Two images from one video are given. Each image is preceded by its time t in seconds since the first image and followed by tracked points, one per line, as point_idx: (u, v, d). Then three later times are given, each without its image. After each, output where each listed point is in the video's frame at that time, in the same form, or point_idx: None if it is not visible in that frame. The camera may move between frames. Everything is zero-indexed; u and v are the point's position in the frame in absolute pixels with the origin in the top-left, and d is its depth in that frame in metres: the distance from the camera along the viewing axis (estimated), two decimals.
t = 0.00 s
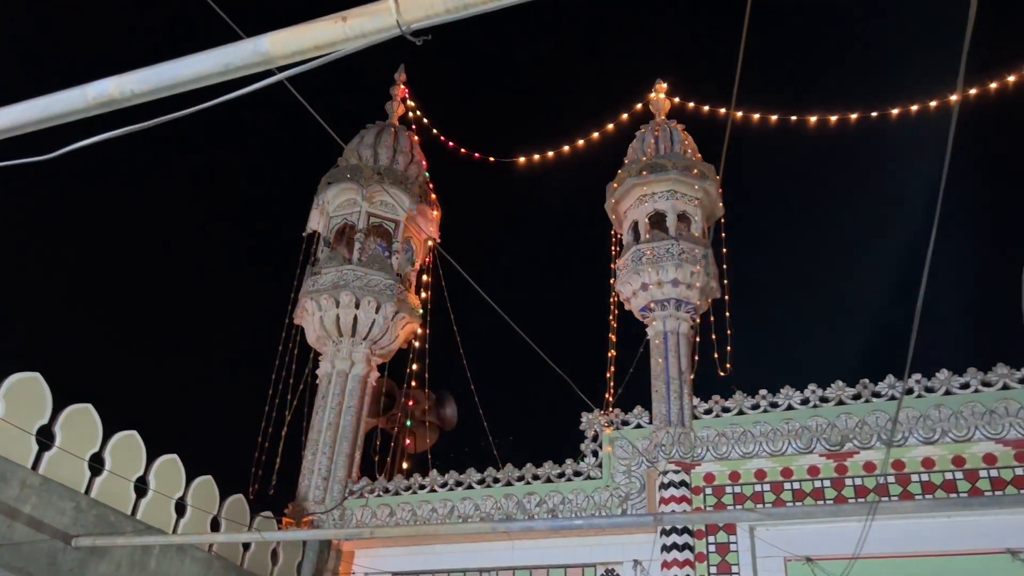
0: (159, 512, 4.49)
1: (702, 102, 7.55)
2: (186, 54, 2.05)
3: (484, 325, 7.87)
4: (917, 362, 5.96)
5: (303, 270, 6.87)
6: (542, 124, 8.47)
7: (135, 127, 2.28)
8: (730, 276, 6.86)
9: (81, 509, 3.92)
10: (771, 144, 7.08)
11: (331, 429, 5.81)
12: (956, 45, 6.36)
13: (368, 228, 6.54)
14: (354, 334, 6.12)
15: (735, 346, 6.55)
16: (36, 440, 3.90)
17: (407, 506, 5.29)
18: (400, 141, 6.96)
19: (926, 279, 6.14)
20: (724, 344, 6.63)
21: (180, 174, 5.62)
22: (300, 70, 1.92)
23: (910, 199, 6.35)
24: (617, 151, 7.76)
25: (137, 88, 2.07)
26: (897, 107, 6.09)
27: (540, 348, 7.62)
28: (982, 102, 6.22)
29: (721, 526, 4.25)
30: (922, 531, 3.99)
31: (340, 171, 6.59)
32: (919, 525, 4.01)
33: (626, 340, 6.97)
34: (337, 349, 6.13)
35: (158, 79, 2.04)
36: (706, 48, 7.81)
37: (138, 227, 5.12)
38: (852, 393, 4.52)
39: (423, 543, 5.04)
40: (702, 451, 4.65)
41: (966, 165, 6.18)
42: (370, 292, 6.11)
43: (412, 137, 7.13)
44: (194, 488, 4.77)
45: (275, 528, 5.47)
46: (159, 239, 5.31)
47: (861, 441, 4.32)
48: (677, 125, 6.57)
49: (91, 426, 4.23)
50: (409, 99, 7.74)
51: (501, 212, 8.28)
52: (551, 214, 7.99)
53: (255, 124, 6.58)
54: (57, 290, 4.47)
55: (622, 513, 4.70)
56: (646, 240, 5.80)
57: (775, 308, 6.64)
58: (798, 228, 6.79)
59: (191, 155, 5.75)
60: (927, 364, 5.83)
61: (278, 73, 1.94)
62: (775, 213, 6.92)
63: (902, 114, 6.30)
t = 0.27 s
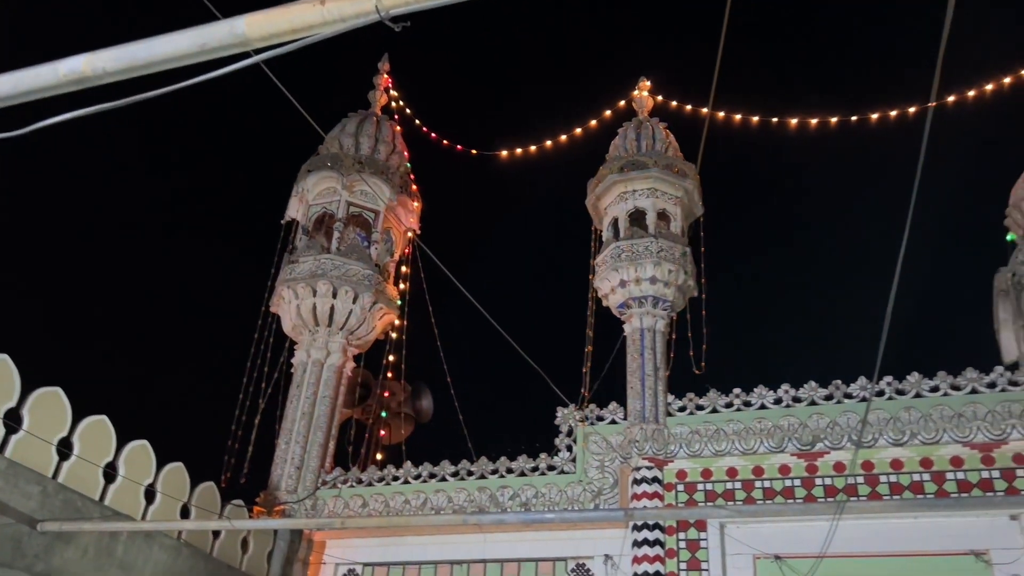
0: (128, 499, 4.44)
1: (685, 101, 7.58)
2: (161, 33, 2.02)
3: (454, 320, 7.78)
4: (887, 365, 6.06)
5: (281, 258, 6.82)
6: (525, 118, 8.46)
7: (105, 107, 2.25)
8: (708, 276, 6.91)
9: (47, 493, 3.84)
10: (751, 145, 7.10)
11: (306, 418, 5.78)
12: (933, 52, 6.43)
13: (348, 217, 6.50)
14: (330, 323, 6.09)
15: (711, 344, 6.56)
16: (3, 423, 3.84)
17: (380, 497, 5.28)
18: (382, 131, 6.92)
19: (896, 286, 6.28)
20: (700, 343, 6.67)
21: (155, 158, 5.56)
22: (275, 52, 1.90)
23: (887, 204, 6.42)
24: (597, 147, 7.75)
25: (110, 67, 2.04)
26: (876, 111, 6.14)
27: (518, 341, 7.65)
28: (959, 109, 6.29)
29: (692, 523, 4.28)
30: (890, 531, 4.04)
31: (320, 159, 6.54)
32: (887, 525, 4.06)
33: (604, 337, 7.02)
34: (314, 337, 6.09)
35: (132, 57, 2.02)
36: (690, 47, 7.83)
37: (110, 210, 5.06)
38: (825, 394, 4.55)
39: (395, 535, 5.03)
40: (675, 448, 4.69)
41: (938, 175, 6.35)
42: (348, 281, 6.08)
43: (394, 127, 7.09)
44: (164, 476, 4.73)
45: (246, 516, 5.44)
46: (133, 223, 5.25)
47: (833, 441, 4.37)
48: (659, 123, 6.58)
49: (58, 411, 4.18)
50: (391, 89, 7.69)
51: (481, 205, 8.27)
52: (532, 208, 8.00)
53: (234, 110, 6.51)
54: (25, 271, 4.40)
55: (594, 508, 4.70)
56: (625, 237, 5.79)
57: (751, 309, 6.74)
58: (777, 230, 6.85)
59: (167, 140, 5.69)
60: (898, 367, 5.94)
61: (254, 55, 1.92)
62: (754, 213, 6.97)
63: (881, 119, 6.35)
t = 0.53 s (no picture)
0: (87, 482, 4.37)
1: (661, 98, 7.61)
2: (128, 9, 2.00)
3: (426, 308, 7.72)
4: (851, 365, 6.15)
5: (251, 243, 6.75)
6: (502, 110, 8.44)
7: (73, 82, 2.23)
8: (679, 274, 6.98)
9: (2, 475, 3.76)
10: (725, 144, 7.15)
11: (272, 405, 5.73)
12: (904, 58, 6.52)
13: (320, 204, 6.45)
14: (299, 310, 6.04)
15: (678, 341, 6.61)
16: None
17: (345, 486, 5.25)
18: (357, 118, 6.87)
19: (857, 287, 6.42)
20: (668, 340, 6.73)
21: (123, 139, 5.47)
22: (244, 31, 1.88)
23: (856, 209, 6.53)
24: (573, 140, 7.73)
25: (72, 39, 2.02)
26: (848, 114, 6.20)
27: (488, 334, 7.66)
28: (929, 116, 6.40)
29: (655, 517, 4.32)
30: (849, 529, 4.10)
31: (293, 145, 6.48)
32: (845, 523, 4.12)
33: (574, 331, 7.05)
34: (282, 324, 6.04)
35: (98, 32, 2.00)
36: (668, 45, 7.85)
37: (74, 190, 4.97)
38: (790, 392, 4.60)
39: (359, 524, 5.01)
40: (642, 443, 4.70)
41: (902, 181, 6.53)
42: (318, 268, 6.03)
43: (369, 115, 7.04)
44: (125, 460, 4.67)
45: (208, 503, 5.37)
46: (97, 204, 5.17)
47: (796, 440, 4.42)
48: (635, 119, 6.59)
49: (19, 393, 4.08)
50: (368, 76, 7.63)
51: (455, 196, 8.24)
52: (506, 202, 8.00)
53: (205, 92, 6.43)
54: None
55: (559, 501, 4.74)
56: (598, 233, 5.77)
57: (719, 308, 6.81)
58: (748, 231, 6.94)
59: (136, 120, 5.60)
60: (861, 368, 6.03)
61: (223, 34, 1.90)
62: (726, 212, 7.02)
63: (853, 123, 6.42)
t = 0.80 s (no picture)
0: (40, 463, 4.30)
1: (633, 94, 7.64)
2: None
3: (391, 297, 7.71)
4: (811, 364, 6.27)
5: (215, 225, 6.65)
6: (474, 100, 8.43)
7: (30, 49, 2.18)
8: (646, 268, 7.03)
9: None
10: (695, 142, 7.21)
11: (232, 390, 5.67)
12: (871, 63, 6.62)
13: (287, 189, 6.39)
14: (263, 295, 5.97)
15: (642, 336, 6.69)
16: None
17: (305, 473, 5.22)
18: (328, 102, 6.80)
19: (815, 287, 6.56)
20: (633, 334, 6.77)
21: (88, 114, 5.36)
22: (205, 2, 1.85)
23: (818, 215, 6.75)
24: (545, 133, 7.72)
25: (29, 5, 1.99)
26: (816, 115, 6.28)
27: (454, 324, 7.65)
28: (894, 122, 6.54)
29: (614, 509, 4.35)
30: (803, 524, 4.17)
31: (261, 127, 6.41)
32: (800, 518, 4.19)
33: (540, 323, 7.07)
34: (245, 309, 5.97)
35: None
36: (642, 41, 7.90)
37: (36, 165, 4.86)
38: (750, 388, 4.68)
39: (319, 511, 4.98)
40: (603, 435, 4.72)
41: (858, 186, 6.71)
42: (283, 253, 5.97)
43: (340, 100, 6.97)
44: (80, 441, 4.60)
45: (164, 487, 5.31)
46: (61, 180, 5.06)
47: (754, 435, 4.47)
48: (607, 113, 6.61)
49: None
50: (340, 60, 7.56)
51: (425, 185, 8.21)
52: (476, 192, 7.99)
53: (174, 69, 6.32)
54: None
55: (520, 491, 4.75)
56: (567, 226, 5.77)
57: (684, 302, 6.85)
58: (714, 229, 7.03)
59: (102, 96, 5.49)
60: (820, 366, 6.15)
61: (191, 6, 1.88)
62: (694, 208, 7.08)
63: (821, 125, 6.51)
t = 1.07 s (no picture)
0: None
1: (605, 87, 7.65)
2: None
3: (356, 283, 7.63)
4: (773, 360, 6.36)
5: (178, 207, 6.54)
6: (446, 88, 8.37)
7: None
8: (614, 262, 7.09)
9: None
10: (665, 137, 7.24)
11: (193, 375, 5.59)
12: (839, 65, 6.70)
13: (253, 171, 6.30)
14: (226, 279, 5.89)
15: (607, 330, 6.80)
16: None
17: (265, 460, 5.17)
18: (296, 85, 6.71)
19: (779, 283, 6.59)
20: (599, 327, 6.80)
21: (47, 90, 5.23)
22: None
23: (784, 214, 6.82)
24: (515, 123, 7.69)
25: None
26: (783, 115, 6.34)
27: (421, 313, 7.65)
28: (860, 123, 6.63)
29: (575, 501, 4.37)
30: (760, 518, 4.23)
31: (228, 109, 6.31)
32: (758, 511, 4.25)
33: (506, 314, 7.08)
34: (207, 292, 5.89)
35: None
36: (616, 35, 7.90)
37: None
38: (711, 383, 4.70)
39: (278, 499, 4.94)
40: (566, 427, 4.75)
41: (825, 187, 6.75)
42: (248, 237, 5.89)
43: (309, 83, 6.88)
44: (33, 424, 4.50)
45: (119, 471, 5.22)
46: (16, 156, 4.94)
47: (715, 430, 4.52)
48: (578, 106, 6.61)
49: None
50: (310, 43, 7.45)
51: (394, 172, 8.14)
52: (446, 181, 7.95)
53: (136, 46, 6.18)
54: None
55: (482, 481, 4.78)
56: (536, 218, 5.76)
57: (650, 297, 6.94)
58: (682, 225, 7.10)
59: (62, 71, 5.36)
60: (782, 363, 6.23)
61: None
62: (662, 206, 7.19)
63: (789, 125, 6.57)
